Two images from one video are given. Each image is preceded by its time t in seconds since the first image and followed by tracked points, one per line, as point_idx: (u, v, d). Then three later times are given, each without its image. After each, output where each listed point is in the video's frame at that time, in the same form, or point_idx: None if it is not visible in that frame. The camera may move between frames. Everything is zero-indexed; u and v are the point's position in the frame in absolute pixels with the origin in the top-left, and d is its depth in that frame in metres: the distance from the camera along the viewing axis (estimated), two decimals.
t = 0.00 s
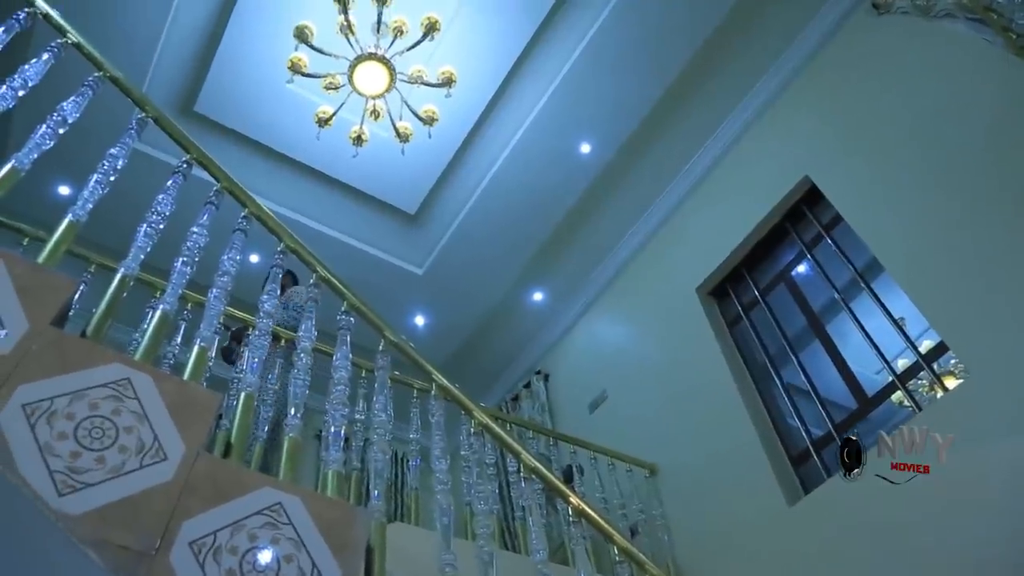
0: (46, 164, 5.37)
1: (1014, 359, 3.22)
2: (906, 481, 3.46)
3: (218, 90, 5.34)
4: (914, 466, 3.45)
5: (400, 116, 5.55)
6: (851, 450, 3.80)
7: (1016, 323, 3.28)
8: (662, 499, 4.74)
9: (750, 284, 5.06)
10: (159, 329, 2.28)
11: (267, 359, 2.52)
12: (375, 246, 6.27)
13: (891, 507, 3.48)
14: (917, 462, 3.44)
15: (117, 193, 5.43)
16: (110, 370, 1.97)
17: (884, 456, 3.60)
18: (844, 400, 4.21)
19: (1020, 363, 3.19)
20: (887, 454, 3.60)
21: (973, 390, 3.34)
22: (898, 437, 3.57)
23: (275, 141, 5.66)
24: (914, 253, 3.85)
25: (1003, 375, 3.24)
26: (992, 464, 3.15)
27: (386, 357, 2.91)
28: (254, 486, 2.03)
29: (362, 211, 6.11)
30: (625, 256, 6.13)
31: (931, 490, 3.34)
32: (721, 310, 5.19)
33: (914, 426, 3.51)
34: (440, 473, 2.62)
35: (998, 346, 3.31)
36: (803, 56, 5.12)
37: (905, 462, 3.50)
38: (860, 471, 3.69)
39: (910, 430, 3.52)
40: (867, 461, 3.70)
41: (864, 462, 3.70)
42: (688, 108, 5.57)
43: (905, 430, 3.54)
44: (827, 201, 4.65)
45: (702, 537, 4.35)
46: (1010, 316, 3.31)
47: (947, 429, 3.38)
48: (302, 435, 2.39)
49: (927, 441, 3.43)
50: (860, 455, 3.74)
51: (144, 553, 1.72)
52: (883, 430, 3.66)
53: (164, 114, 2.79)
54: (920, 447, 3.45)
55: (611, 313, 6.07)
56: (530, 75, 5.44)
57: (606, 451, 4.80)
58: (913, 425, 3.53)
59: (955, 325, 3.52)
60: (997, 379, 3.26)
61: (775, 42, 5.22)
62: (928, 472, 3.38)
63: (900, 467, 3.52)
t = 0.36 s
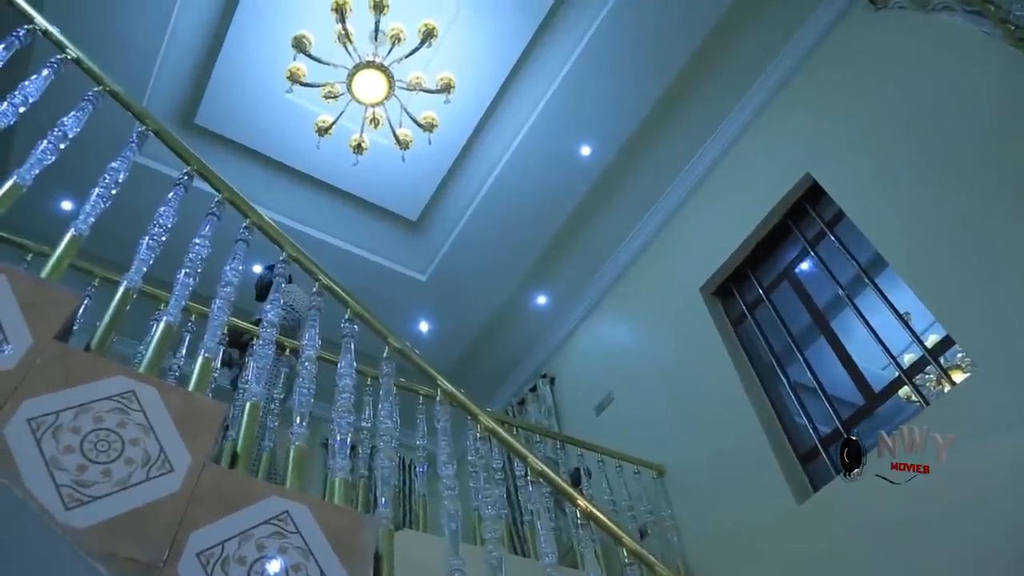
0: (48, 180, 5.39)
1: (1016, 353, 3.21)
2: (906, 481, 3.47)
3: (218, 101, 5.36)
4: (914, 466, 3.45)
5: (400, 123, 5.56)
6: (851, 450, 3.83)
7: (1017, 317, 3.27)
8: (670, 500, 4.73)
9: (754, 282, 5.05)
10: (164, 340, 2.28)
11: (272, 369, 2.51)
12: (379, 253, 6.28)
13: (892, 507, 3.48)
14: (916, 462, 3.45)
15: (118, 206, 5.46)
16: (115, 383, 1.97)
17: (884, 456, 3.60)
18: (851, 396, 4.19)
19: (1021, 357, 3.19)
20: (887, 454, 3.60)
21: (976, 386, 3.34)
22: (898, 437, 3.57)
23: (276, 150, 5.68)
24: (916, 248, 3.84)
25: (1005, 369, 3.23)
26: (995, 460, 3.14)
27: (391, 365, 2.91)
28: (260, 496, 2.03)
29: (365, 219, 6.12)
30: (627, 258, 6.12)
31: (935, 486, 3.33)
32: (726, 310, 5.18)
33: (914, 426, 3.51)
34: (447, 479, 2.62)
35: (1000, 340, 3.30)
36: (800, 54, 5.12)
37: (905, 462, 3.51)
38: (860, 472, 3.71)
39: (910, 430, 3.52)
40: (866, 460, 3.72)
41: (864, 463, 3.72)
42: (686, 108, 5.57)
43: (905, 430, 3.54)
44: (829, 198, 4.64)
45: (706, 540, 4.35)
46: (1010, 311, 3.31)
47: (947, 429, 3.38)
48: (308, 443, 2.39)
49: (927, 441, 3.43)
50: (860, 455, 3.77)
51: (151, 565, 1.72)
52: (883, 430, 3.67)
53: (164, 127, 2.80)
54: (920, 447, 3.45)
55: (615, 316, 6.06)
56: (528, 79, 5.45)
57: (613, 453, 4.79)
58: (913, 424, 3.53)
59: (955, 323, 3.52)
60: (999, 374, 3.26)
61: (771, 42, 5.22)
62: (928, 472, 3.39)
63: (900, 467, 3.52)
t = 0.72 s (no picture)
0: (47, 183, 5.39)
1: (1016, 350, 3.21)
2: (907, 482, 3.47)
3: (216, 103, 5.36)
4: (914, 466, 3.45)
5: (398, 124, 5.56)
6: (851, 450, 3.83)
7: (1016, 313, 3.27)
8: (671, 498, 4.72)
9: (754, 280, 5.05)
10: (163, 342, 2.27)
11: (270, 370, 2.50)
12: (379, 254, 6.29)
13: (893, 507, 3.48)
14: (917, 462, 3.44)
15: (117, 210, 5.46)
16: (113, 385, 1.96)
17: (884, 457, 3.60)
18: (852, 393, 4.18)
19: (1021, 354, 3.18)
20: (887, 454, 3.60)
21: (976, 384, 3.34)
22: (898, 436, 3.56)
23: (274, 152, 5.68)
24: (915, 245, 3.84)
25: (1005, 366, 3.23)
26: (996, 459, 3.14)
27: (390, 365, 2.90)
28: (260, 497, 2.03)
29: (364, 220, 6.12)
30: (627, 256, 6.11)
31: (935, 484, 3.33)
32: (726, 308, 5.18)
33: (914, 426, 3.50)
34: (447, 478, 2.61)
35: (1000, 337, 3.29)
36: (797, 52, 5.11)
37: (905, 462, 3.50)
38: (860, 472, 3.71)
39: (910, 430, 3.51)
40: (867, 460, 3.71)
41: (864, 462, 3.72)
42: (683, 107, 5.56)
43: (905, 430, 3.53)
44: (828, 195, 4.63)
45: (708, 540, 4.35)
46: (1008, 308, 3.31)
47: (947, 428, 3.38)
48: (308, 444, 2.38)
49: (927, 441, 3.43)
50: (861, 455, 3.76)
51: (151, 567, 1.72)
52: (883, 430, 3.66)
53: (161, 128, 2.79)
54: (920, 447, 3.44)
55: (615, 315, 6.06)
56: (526, 79, 5.44)
57: (615, 452, 4.78)
58: (913, 424, 3.52)
59: (954, 321, 3.51)
60: (999, 372, 3.25)
61: (768, 39, 5.21)
62: (928, 473, 3.38)
63: (900, 467, 3.52)
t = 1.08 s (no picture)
0: (50, 187, 5.41)
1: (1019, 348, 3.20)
2: (907, 482, 3.46)
3: (219, 107, 5.37)
4: (914, 466, 3.44)
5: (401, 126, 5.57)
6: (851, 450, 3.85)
7: (1019, 312, 3.26)
8: (676, 499, 4.71)
9: (758, 280, 5.04)
10: (166, 345, 2.27)
11: (274, 372, 2.49)
12: (383, 257, 6.30)
13: (893, 506, 3.48)
14: (917, 462, 3.44)
15: (121, 213, 5.47)
16: (118, 388, 1.97)
17: (884, 456, 3.60)
18: (857, 393, 4.17)
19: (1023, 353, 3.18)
20: (887, 454, 3.60)
21: (979, 382, 3.33)
22: (898, 437, 3.56)
23: (277, 155, 5.69)
24: (919, 244, 3.82)
25: (1008, 365, 3.22)
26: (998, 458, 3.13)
27: (394, 366, 2.90)
28: (264, 499, 2.03)
29: (367, 223, 6.13)
30: (631, 257, 6.10)
31: (937, 484, 3.32)
32: (730, 308, 5.17)
33: (913, 426, 3.50)
34: (451, 479, 2.61)
35: (1003, 336, 3.28)
36: (800, 51, 5.10)
37: (905, 462, 3.50)
38: (860, 472, 3.72)
39: (910, 430, 3.50)
40: (867, 461, 3.73)
41: (864, 463, 3.74)
42: (686, 107, 5.55)
43: (905, 430, 3.53)
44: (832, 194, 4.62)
45: (711, 540, 4.35)
46: (1010, 307, 3.30)
47: (947, 428, 3.38)
48: (312, 446, 2.37)
49: (927, 441, 3.42)
50: (860, 456, 3.80)
51: (155, 568, 1.72)
52: (882, 431, 3.66)
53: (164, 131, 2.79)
54: (920, 447, 3.44)
55: (619, 315, 6.05)
56: (528, 80, 5.45)
57: (620, 453, 4.77)
58: (913, 425, 3.52)
59: (956, 320, 3.51)
60: (1002, 371, 3.24)
61: (771, 39, 5.20)
62: (928, 473, 3.38)
63: (900, 467, 3.52)
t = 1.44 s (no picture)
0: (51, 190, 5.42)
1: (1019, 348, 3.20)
2: (907, 482, 3.46)
3: (219, 109, 5.37)
4: (914, 466, 3.44)
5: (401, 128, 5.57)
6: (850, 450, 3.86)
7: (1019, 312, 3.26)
8: (677, 501, 4.71)
9: (759, 281, 5.03)
10: (166, 348, 2.27)
11: (275, 375, 2.49)
12: (383, 259, 6.30)
13: (893, 506, 3.48)
14: (916, 462, 3.44)
15: (121, 216, 5.47)
16: (118, 391, 1.97)
17: (884, 456, 3.60)
18: (858, 394, 4.16)
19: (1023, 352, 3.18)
20: (887, 454, 3.59)
21: (979, 382, 3.32)
22: (898, 437, 3.56)
23: (278, 157, 5.69)
24: (920, 244, 3.82)
25: (1008, 365, 3.22)
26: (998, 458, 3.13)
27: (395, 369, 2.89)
28: (264, 501, 2.03)
29: (368, 225, 6.13)
30: (631, 259, 6.11)
31: (937, 484, 3.32)
32: (731, 309, 5.17)
33: (913, 426, 3.50)
34: (451, 481, 2.60)
35: (1003, 336, 3.28)
36: (800, 53, 5.11)
37: (905, 462, 3.49)
38: (860, 472, 3.72)
39: (910, 430, 3.50)
40: (867, 460, 3.73)
41: (864, 462, 3.75)
42: (686, 109, 5.56)
43: (905, 431, 3.53)
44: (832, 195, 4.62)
45: (712, 542, 4.35)
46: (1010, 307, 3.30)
47: (947, 428, 3.37)
48: (312, 448, 2.37)
49: (927, 441, 3.42)
50: (860, 456, 3.80)
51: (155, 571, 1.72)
52: (882, 431, 3.66)
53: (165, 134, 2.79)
54: (920, 447, 3.44)
55: (620, 317, 6.05)
56: (528, 82, 5.45)
57: (620, 454, 4.77)
58: (913, 424, 3.52)
59: (955, 320, 3.51)
60: (1002, 371, 3.24)
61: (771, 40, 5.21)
62: (928, 473, 3.38)
63: (900, 467, 3.51)
